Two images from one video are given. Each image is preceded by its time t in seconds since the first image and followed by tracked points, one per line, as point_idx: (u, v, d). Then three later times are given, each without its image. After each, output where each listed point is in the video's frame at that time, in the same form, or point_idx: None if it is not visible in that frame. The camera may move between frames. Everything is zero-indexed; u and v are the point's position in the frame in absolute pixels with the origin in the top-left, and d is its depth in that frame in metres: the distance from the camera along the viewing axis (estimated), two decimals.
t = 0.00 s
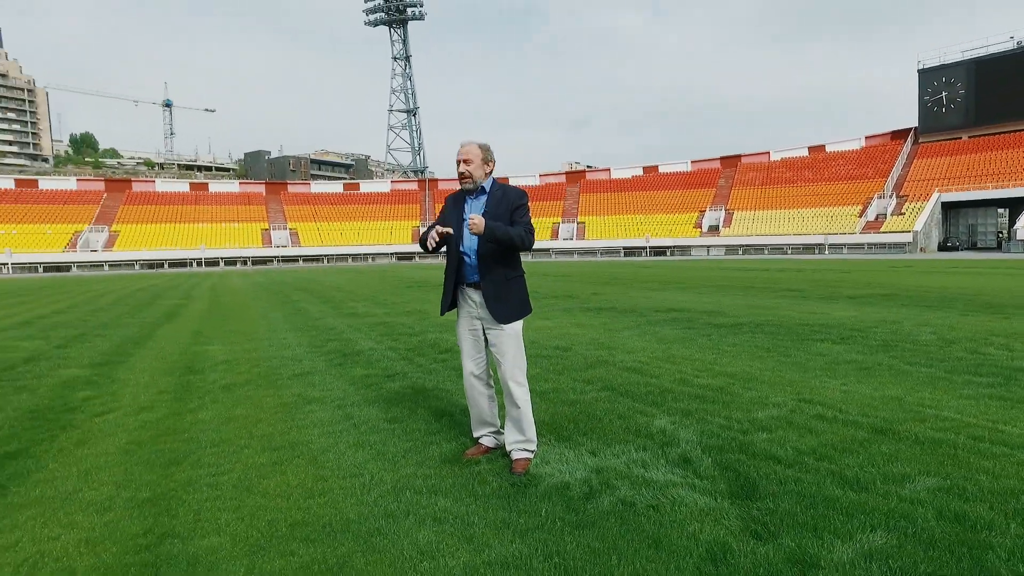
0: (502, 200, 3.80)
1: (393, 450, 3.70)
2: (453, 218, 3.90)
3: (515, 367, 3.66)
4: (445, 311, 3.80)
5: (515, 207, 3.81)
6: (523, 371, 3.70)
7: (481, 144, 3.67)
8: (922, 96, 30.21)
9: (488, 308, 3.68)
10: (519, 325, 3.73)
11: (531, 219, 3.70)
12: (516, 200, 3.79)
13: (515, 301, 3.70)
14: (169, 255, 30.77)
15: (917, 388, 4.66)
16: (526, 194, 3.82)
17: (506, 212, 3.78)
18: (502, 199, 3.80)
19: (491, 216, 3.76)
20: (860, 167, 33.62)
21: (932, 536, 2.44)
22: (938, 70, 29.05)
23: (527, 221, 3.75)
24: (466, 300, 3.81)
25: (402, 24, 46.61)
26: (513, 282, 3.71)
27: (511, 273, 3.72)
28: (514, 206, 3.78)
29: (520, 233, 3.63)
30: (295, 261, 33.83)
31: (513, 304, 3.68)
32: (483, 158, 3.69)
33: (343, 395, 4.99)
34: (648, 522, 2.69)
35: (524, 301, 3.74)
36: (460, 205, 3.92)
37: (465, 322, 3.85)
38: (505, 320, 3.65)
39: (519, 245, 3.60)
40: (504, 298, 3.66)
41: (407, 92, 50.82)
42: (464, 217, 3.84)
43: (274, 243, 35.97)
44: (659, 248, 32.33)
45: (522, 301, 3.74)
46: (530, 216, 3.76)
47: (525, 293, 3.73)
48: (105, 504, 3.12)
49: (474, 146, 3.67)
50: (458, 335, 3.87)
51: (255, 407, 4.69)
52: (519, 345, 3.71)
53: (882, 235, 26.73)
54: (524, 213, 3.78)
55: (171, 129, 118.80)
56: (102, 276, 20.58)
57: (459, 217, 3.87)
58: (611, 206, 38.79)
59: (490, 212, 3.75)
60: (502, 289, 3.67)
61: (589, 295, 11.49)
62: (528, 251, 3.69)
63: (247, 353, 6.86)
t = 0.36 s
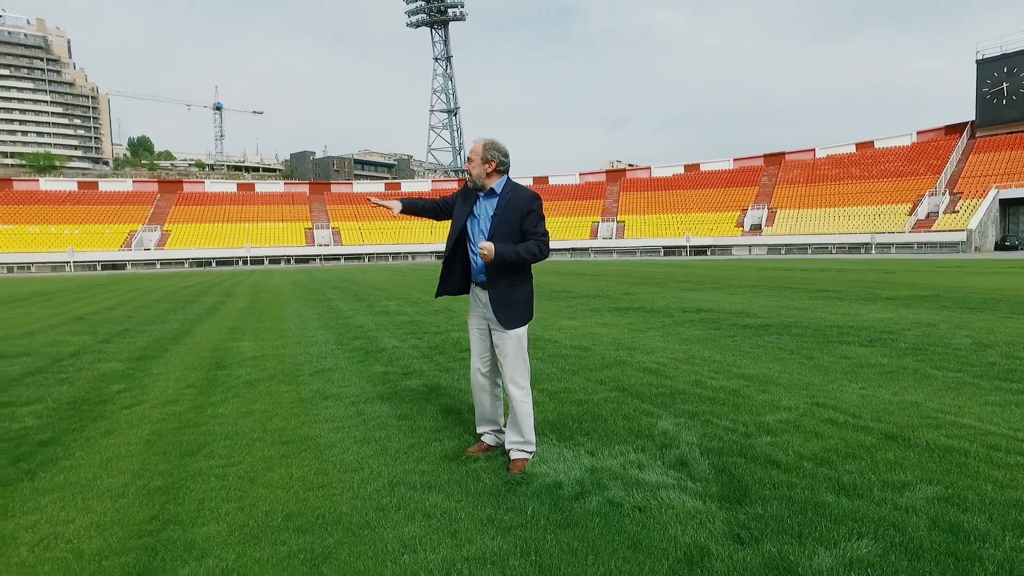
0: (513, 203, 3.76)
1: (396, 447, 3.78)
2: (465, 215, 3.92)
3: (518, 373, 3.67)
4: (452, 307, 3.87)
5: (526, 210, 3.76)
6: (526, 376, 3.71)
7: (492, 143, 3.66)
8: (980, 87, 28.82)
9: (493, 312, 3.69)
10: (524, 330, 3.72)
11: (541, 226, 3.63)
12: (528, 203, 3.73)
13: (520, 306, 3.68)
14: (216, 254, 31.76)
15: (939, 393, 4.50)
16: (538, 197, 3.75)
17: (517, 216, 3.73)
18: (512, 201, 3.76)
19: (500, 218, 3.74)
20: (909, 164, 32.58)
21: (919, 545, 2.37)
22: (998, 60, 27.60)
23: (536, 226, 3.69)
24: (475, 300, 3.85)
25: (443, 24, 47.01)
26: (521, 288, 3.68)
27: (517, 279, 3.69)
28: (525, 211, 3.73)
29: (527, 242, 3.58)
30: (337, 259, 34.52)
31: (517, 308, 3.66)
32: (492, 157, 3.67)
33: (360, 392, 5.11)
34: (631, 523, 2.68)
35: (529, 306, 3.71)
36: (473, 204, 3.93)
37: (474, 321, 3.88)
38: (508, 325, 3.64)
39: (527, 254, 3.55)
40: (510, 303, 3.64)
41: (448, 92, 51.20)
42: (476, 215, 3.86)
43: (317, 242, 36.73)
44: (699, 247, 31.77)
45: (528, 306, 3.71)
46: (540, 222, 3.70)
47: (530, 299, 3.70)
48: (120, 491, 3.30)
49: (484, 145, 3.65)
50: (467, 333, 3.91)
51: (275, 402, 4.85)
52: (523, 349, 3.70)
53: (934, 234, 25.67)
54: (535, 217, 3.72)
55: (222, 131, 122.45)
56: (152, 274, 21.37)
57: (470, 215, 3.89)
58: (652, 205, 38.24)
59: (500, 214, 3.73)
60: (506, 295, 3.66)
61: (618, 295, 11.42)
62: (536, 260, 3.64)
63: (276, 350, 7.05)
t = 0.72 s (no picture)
0: (524, 204, 3.72)
1: (400, 442, 3.86)
2: (477, 216, 3.89)
3: (522, 373, 3.68)
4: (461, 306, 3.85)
5: (537, 211, 3.73)
6: (530, 375, 3.72)
7: (503, 144, 3.62)
8: None
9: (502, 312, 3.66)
10: (532, 331, 3.71)
11: (552, 228, 3.60)
12: (539, 205, 3.70)
13: (530, 307, 3.66)
14: (259, 253, 32.57)
15: (959, 399, 4.37)
16: (549, 199, 3.72)
17: (528, 218, 3.70)
18: (523, 203, 3.73)
19: (511, 219, 3.71)
20: (963, 159, 31.38)
21: (905, 554, 2.32)
22: None
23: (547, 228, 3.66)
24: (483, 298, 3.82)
25: (481, 25, 47.22)
26: (531, 289, 3.66)
27: (527, 281, 3.67)
28: (536, 212, 3.70)
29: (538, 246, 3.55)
30: (375, 258, 35.20)
31: (526, 310, 3.64)
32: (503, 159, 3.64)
33: (375, 389, 5.21)
34: (616, 523, 2.70)
35: (538, 308, 3.69)
36: (484, 204, 3.90)
37: (481, 319, 3.86)
38: (517, 326, 3.63)
39: (537, 256, 3.52)
40: (520, 304, 3.62)
41: (485, 92, 51.45)
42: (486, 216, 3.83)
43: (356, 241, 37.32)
44: (738, 246, 31.13)
45: (537, 307, 3.70)
46: (551, 224, 3.67)
47: (539, 301, 3.68)
48: (134, 478, 3.45)
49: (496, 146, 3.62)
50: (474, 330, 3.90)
51: (292, 397, 4.99)
52: (529, 349, 3.71)
53: (987, 233, 24.62)
54: (546, 219, 3.70)
55: (266, 132, 125.55)
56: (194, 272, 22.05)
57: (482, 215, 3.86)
58: (690, 203, 37.64)
59: (510, 215, 3.70)
60: (515, 296, 3.64)
61: (645, 293, 11.34)
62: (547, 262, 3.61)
63: (302, 347, 7.24)
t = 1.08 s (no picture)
0: (536, 206, 3.61)
1: (410, 440, 3.93)
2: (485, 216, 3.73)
3: (533, 374, 3.65)
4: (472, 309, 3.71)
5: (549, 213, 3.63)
6: (541, 377, 3.69)
7: (519, 144, 3.47)
8: None
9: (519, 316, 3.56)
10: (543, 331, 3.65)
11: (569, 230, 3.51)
12: (551, 206, 3.60)
13: (544, 308, 3.58)
14: (305, 251, 33.39)
15: (990, 407, 4.20)
16: (562, 201, 3.63)
17: (541, 219, 3.59)
18: (536, 203, 3.61)
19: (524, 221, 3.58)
20: None
21: (897, 567, 2.25)
22: None
23: (561, 230, 3.56)
24: (492, 302, 3.68)
25: (523, 24, 47.27)
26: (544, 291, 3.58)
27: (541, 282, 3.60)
28: (548, 213, 3.59)
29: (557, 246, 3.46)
30: (417, 257, 35.64)
31: (540, 312, 3.56)
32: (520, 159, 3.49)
33: (395, 388, 5.30)
34: (607, 524, 2.71)
35: (552, 309, 3.63)
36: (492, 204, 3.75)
37: (489, 322, 3.74)
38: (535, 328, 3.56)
39: (556, 259, 3.42)
40: (535, 306, 3.53)
41: (527, 91, 51.45)
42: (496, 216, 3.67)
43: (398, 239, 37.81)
44: (784, 246, 30.33)
45: (550, 308, 3.63)
46: (564, 225, 3.58)
47: (554, 301, 3.62)
48: (156, 469, 3.62)
49: (512, 146, 3.47)
50: (481, 335, 3.79)
51: (315, 394, 5.12)
52: (540, 350, 3.66)
53: None
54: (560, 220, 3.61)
55: (314, 133, 128.42)
56: (242, 271, 22.75)
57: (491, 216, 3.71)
58: (735, 202, 36.87)
59: (523, 216, 3.57)
60: (530, 298, 3.54)
61: (679, 293, 11.18)
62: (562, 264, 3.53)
63: (333, 345, 7.40)
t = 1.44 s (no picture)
0: (523, 205, 3.67)
1: (406, 437, 3.96)
2: (472, 219, 3.77)
3: (526, 370, 3.70)
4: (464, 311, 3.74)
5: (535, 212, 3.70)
6: (534, 372, 3.75)
7: (506, 146, 3.52)
8: None
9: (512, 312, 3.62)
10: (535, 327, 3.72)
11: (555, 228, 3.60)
12: (537, 205, 3.67)
13: (536, 304, 3.66)
14: (337, 250, 33.90)
15: (1005, 413, 4.04)
16: (546, 199, 3.71)
17: (529, 218, 3.66)
18: (522, 203, 3.68)
19: (512, 220, 3.64)
20: None
21: None
22: None
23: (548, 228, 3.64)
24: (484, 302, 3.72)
25: (554, 23, 47.11)
26: (536, 287, 3.66)
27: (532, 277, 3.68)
28: (535, 212, 3.67)
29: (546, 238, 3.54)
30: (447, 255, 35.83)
31: (533, 309, 3.65)
32: (508, 160, 3.54)
33: (403, 386, 5.35)
34: (586, 526, 2.68)
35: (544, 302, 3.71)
36: (480, 206, 3.78)
37: (481, 323, 3.78)
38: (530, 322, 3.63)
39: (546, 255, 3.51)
40: (528, 303, 3.61)
41: (558, 90, 51.29)
42: (484, 218, 3.71)
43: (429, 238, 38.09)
44: (818, 245, 29.68)
45: (541, 304, 3.70)
46: (550, 224, 3.67)
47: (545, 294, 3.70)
48: (158, 461, 3.71)
49: (499, 147, 3.51)
50: (472, 336, 3.81)
51: (323, 391, 5.20)
52: (532, 346, 3.73)
53: None
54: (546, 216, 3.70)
55: (348, 133, 129.86)
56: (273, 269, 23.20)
57: (479, 217, 3.75)
58: (768, 201, 36.15)
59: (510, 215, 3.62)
60: (523, 295, 3.61)
61: (702, 293, 11.00)
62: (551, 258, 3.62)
63: (349, 343, 7.50)
